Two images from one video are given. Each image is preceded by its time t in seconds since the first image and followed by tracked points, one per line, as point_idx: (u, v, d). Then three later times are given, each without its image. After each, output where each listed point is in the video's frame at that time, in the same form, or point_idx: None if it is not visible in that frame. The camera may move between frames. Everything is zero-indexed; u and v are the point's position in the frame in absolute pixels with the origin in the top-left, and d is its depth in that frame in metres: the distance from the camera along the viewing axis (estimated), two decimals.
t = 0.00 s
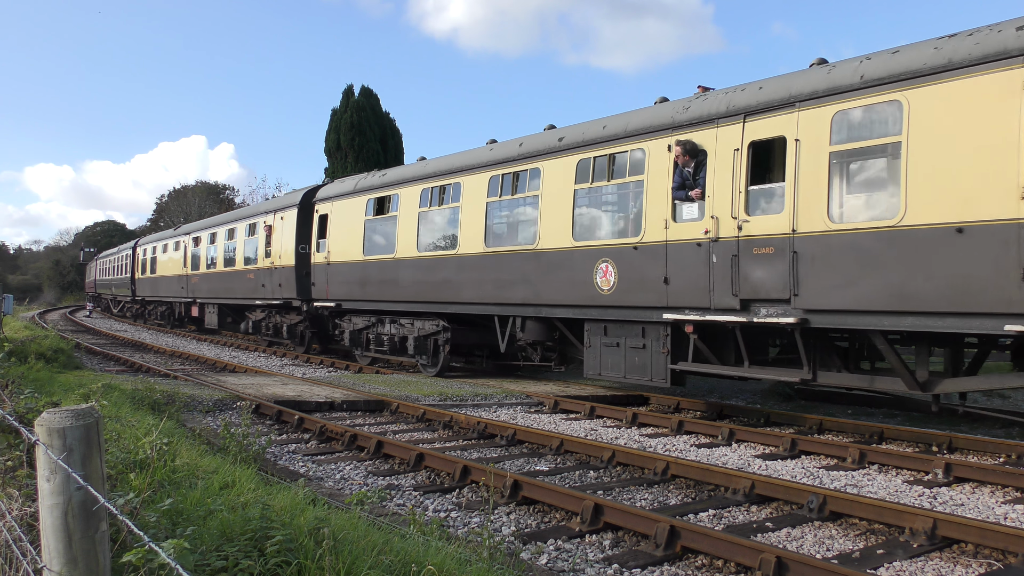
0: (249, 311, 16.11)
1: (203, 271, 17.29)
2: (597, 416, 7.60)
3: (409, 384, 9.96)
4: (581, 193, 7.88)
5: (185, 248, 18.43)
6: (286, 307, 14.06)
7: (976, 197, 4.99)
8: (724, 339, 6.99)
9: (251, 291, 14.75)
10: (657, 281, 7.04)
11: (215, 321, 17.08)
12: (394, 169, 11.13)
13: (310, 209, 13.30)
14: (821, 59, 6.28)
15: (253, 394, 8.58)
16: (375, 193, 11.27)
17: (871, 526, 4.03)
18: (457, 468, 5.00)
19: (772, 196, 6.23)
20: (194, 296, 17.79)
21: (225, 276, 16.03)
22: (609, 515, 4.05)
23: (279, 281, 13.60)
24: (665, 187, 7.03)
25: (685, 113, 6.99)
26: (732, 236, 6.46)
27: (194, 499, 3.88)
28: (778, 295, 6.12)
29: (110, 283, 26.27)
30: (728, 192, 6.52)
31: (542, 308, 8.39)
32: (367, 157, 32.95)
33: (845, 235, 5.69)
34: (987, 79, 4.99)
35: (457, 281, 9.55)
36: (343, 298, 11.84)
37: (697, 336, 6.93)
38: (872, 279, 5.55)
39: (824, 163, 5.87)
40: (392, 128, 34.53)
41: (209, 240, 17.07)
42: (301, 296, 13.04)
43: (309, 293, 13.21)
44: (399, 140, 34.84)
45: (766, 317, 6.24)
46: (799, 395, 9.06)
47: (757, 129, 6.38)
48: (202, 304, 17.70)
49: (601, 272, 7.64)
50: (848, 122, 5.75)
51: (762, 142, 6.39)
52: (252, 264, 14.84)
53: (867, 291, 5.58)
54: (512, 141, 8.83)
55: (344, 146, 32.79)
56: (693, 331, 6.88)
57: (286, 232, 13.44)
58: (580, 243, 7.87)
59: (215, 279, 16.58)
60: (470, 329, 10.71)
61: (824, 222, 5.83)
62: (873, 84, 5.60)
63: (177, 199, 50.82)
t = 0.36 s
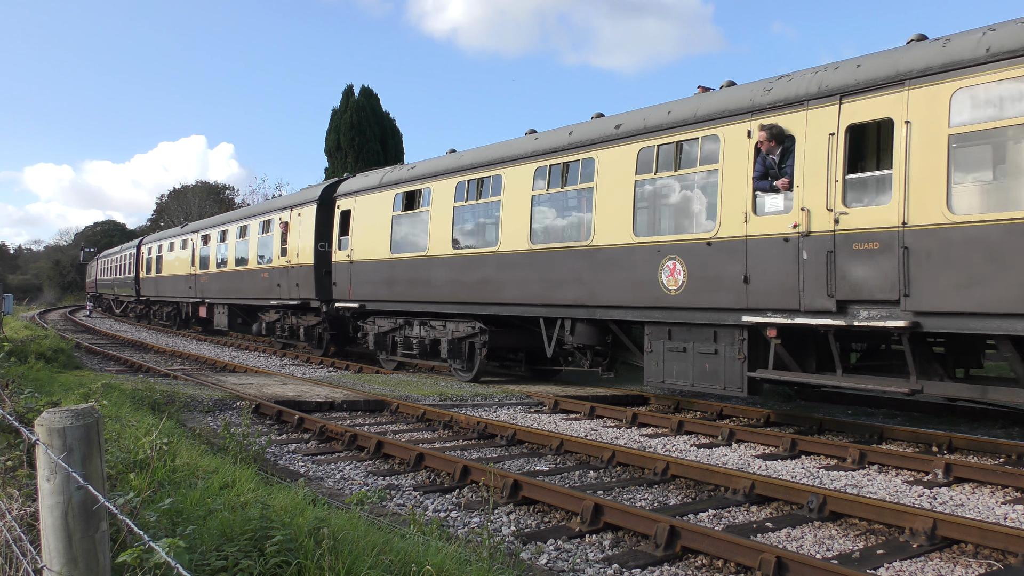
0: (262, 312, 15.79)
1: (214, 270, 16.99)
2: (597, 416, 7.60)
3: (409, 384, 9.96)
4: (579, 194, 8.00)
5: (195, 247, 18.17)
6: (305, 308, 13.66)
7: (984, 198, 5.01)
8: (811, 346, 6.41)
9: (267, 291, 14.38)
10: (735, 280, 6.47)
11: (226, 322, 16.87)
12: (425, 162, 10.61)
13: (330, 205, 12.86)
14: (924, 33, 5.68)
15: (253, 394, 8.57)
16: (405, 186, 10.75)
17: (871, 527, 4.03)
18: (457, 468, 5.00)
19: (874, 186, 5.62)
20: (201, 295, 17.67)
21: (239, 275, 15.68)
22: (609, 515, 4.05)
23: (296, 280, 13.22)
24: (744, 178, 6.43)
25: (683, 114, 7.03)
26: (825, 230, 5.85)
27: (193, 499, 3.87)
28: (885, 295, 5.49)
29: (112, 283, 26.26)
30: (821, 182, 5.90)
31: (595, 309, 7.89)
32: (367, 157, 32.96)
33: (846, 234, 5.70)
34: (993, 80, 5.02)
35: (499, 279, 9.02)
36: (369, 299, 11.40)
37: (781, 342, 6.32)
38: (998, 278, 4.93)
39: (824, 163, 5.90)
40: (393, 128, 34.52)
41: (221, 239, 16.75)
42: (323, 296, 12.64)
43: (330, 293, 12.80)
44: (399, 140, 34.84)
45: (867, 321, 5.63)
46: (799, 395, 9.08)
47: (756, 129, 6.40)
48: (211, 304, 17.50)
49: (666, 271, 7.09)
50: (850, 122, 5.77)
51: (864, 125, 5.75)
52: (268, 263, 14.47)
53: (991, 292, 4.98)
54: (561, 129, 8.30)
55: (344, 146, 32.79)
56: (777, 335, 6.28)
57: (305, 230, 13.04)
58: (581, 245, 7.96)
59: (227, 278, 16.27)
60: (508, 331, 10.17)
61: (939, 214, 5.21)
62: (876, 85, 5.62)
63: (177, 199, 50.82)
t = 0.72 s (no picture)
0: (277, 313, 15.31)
1: (226, 268, 16.56)
2: (597, 415, 7.60)
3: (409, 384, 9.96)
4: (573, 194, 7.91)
5: (206, 245, 17.79)
6: (326, 309, 13.11)
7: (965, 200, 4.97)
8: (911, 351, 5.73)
9: (283, 291, 13.85)
10: (830, 279, 5.70)
11: (238, 322, 16.46)
12: (460, 152, 9.85)
13: (352, 199, 12.28)
14: None
15: (253, 394, 8.56)
16: (439, 179, 9.98)
17: (870, 526, 4.03)
18: (457, 467, 5.00)
19: (1004, 172, 4.84)
20: (209, 295, 17.47)
21: (253, 275, 15.17)
22: (609, 515, 4.05)
23: (315, 280, 12.66)
24: (841, 163, 5.64)
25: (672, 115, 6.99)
26: (943, 223, 5.05)
27: (193, 499, 3.87)
28: (1018, 297, 4.69)
29: (115, 283, 26.22)
30: (937, 168, 5.11)
31: (655, 310, 7.16)
32: (367, 157, 32.97)
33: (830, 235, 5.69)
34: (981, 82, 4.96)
35: (544, 279, 8.26)
36: (394, 300, 10.73)
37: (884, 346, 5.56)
38: None
39: (807, 163, 5.88)
40: (393, 128, 34.52)
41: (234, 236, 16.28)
42: (343, 297, 12.07)
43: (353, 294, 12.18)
44: (399, 139, 34.84)
45: (995, 326, 4.86)
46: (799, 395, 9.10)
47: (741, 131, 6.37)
48: (219, 304, 17.22)
49: (745, 268, 6.30)
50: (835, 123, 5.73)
51: (984, 103, 4.97)
52: (284, 261, 13.90)
53: None
54: (617, 115, 7.54)
55: (344, 146, 32.78)
56: (879, 340, 5.52)
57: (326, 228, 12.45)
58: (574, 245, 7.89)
59: (240, 278, 15.77)
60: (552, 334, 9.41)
61: None
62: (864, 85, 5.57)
63: (177, 198, 50.82)
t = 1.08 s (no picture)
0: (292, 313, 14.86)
1: (237, 267, 16.10)
2: (596, 415, 7.60)
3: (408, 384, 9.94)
4: (586, 191, 7.66)
5: (215, 243, 17.37)
6: (351, 310, 12.53)
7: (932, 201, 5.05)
8: None
9: (301, 290, 13.33)
10: (949, 278, 4.97)
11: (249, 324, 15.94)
12: (500, 142, 9.05)
13: (375, 194, 11.70)
14: None
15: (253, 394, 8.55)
16: (477, 171, 9.17)
17: (870, 526, 4.03)
18: (456, 468, 5.00)
19: None
20: (216, 294, 17.18)
21: (267, 274, 14.65)
22: (609, 515, 4.05)
23: (336, 279, 12.12)
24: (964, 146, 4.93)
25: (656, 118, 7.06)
26: None
27: (193, 499, 3.87)
28: None
29: (116, 282, 26.14)
30: None
31: (732, 312, 6.41)
32: (367, 157, 32.96)
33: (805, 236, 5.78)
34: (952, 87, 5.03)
35: (597, 277, 7.50)
36: (423, 300, 10.02)
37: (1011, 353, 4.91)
38: None
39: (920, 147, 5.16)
40: (392, 127, 34.52)
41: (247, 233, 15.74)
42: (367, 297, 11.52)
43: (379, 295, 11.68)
44: (399, 139, 34.86)
45: None
46: (798, 395, 9.11)
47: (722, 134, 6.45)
48: (227, 304, 16.91)
49: (842, 266, 5.58)
50: (904, 110, 5.28)
51: None
52: (302, 259, 13.34)
53: None
54: (685, 98, 6.79)
55: (344, 146, 32.78)
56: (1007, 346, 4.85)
57: (348, 224, 11.87)
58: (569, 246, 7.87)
59: (253, 276, 15.28)
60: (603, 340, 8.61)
61: None
62: (887, 79, 5.36)
63: (177, 198, 50.81)
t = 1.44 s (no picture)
0: (308, 314, 14.40)
1: (249, 266, 15.64)
2: (596, 415, 7.60)
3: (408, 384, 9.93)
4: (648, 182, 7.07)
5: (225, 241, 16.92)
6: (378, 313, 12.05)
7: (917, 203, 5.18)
8: None
9: (320, 289, 12.82)
10: None
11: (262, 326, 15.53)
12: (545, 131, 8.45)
13: (403, 188, 11.15)
14: None
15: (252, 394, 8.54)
16: (520, 163, 8.59)
17: (870, 526, 4.03)
18: (456, 467, 5.00)
19: None
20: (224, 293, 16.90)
21: (283, 272, 14.14)
22: (609, 515, 4.05)
23: (360, 278, 11.61)
24: None
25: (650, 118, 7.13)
26: None
27: (192, 499, 3.87)
28: None
29: (116, 282, 26.11)
30: None
31: (824, 315, 5.81)
32: (367, 157, 32.94)
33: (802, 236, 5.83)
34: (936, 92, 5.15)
35: (662, 276, 6.91)
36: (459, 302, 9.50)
37: None
38: None
39: None
40: (392, 127, 34.51)
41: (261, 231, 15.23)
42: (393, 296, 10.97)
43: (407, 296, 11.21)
44: (399, 139, 34.88)
45: None
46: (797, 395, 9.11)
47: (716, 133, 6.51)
48: (237, 305, 16.53)
49: (965, 267, 4.93)
50: None
51: None
52: (322, 257, 12.81)
53: None
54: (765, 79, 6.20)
55: (344, 146, 32.78)
56: None
57: (373, 221, 11.34)
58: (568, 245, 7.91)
59: (267, 275, 14.79)
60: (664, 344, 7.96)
61: None
62: (1017, 51, 4.75)
63: (177, 198, 50.83)
